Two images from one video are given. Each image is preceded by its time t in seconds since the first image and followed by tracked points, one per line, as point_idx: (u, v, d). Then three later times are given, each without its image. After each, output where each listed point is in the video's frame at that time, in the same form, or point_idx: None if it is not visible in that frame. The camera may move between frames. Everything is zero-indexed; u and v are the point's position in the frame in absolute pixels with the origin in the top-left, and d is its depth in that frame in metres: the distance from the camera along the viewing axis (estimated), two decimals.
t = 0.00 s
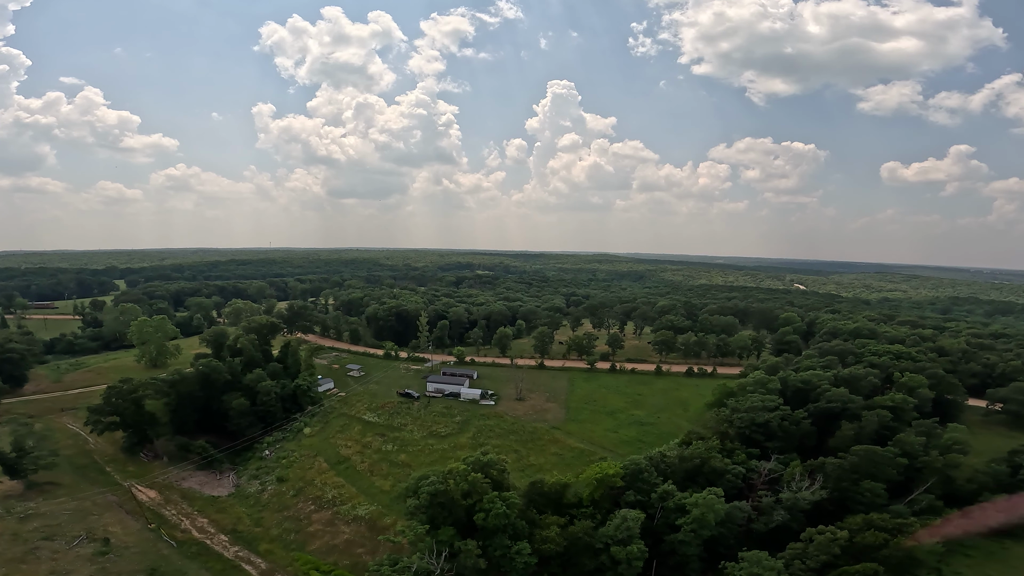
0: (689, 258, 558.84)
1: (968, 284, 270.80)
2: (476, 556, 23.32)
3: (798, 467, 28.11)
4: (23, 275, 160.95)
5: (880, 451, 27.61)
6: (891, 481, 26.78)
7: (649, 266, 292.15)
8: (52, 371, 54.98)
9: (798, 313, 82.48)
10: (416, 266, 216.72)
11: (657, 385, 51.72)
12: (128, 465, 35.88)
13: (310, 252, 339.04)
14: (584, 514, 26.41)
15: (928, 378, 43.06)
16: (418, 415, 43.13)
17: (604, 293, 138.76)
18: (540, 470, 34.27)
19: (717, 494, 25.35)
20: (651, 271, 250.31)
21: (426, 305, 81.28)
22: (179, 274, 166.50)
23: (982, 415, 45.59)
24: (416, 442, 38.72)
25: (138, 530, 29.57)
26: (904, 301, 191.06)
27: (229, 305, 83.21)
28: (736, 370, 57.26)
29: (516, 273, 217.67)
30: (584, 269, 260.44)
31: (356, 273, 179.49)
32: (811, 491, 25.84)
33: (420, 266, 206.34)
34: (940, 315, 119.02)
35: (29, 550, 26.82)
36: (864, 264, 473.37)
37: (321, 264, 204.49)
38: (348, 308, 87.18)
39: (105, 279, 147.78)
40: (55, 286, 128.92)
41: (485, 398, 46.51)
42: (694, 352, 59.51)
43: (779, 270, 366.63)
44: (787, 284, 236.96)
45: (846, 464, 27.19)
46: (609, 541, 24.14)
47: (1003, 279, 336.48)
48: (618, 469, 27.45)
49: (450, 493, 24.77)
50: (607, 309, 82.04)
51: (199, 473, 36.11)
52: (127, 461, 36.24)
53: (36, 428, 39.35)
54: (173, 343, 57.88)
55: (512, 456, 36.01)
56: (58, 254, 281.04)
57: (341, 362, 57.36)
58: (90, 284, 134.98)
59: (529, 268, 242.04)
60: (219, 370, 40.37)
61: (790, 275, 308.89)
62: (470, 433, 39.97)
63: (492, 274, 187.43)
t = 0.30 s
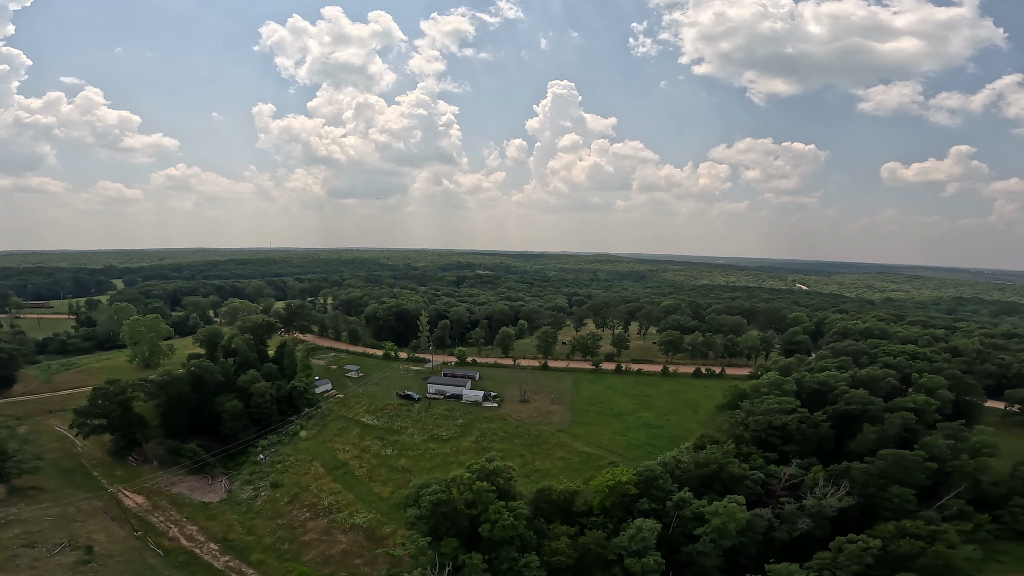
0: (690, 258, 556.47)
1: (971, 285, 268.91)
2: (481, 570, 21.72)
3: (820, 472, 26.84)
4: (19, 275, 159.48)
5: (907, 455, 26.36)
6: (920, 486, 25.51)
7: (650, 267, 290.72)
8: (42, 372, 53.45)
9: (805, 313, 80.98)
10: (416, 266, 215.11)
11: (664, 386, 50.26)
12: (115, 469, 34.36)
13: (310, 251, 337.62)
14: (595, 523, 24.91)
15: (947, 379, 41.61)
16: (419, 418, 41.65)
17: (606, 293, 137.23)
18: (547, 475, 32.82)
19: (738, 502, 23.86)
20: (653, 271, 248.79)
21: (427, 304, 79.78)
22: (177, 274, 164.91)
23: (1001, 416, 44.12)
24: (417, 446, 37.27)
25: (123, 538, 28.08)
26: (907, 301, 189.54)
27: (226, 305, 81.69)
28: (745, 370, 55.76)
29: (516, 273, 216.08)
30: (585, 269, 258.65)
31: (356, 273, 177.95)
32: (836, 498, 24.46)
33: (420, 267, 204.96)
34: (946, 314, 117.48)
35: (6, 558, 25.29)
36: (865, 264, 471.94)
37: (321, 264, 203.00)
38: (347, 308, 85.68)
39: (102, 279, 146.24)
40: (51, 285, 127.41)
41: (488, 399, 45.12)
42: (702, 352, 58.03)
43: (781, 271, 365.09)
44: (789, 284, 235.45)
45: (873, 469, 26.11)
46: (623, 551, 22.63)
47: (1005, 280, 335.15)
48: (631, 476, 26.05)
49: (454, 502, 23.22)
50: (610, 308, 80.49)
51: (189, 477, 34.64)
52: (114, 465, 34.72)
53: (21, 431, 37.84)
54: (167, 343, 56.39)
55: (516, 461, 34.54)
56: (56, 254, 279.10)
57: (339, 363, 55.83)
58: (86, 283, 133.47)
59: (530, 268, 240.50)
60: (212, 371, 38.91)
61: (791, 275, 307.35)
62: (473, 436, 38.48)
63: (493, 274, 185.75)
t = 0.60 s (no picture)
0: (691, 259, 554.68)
1: (973, 285, 267.32)
2: None
3: (846, 478, 25.45)
4: (16, 274, 157.90)
5: (939, 459, 24.95)
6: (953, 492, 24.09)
7: (652, 266, 289.19)
8: (32, 372, 51.94)
9: (813, 313, 79.50)
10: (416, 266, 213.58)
11: (672, 387, 48.78)
12: (101, 474, 32.85)
13: (309, 251, 335.80)
14: (607, 534, 23.44)
15: (966, 379, 40.16)
16: (420, 420, 40.15)
17: (609, 292, 135.64)
18: (555, 482, 31.29)
19: (760, 511, 22.37)
20: (654, 271, 247.32)
21: (427, 304, 78.25)
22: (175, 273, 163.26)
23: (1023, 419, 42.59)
24: (417, 450, 35.79)
25: (108, 546, 26.57)
26: (911, 301, 187.82)
27: (223, 304, 80.19)
28: (754, 371, 54.20)
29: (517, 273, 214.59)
30: (586, 269, 257.04)
31: (355, 272, 176.72)
32: (865, 505, 23.02)
33: (420, 266, 203.35)
34: (953, 314, 115.88)
35: None
36: (867, 264, 470.37)
37: (321, 263, 201.49)
38: (346, 307, 84.22)
39: (99, 277, 144.59)
40: (47, 284, 125.89)
41: (491, 401, 43.68)
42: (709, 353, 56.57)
43: (782, 271, 363.46)
44: (791, 284, 233.80)
45: (903, 474, 24.83)
46: (639, 564, 21.09)
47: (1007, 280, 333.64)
48: (645, 483, 24.56)
49: (458, 513, 21.76)
50: (614, 308, 79.03)
51: (180, 482, 33.15)
52: (101, 469, 33.20)
53: (5, 434, 36.32)
54: (160, 342, 54.91)
55: (522, 466, 33.02)
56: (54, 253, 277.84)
57: (338, 363, 54.37)
58: (83, 282, 131.83)
59: (531, 268, 238.93)
60: (203, 373, 37.46)
61: (793, 275, 305.88)
62: (476, 440, 36.96)
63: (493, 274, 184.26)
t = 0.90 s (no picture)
0: (692, 258, 552.61)
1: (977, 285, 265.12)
2: None
3: (874, 483, 24.02)
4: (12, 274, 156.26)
5: (973, 462, 23.53)
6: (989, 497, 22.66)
7: (653, 266, 287.54)
8: (22, 372, 50.45)
9: (821, 312, 77.96)
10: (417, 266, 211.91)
11: (681, 388, 47.31)
12: (87, 479, 31.33)
13: (309, 251, 334.37)
14: (622, 545, 21.95)
15: (988, 380, 38.64)
16: (421, 423, 38.66)
17: (612, 292, 133.99)
18: (562, 488, 29.82)
19: (787, 519, 20.88)
20: (656, 271, 245.63)
21: (428, 303, 76.77)
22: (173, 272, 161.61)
23: None
24: (418, 455, 34.30)
25: (91, 555, 25.07)
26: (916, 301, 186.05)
27: (220, 303, 78.68)
28: (764, 371, 52.68)
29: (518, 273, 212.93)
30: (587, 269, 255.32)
31: (355, 271, 175.01)
32: (898, 512, 21.58)
33: (421, 266, 201.69)
34: (961, 313, 114.11)
35: None
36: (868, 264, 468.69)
37: (320, 263, 199.85)
38: (345, 307, 82.70)
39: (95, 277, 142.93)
40: (44, 283, 124.36)
41: (495, 403, 42.25)
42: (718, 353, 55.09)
43: (784, 271, 361.68)
44: (794, 283, 232.15)
45: (936, 478, 23.32)
46: None
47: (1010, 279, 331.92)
48: (662, 491, 23.08)
49: (463, 525, 20.36)
50: (618, 307, 77.53)
51: (170, 488, 31.66)
52: (86, 475, 31.69)
53: None
54: (154, 342, 53.44)
55: (529, 472, 31.53)
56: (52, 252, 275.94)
57: (336, 364, 52.91)
58: (79, 282, 130.22)
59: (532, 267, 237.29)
60: (195, 375, 36.02)
61: (795, 275, 304.17)
62: (480, 444, 35.45)
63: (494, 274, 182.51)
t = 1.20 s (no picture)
0: (694, 258, 550.82)
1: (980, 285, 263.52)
2: None
3: (906, 488, 22.57)
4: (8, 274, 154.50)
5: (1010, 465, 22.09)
6: None
7: (655, 266, 285.73)
8: (10, 373, 48.93)
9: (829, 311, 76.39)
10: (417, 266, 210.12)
11: (690, 389, 45.76)
12: (71, 485, 29.77)
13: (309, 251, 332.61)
14: (639, 557, 20.43)
15: (1011, 380, 37.12)
16: (422, 427, 37.13)
17: (614, 291, 132.37)
18: (571, 495, 28.36)
19: (818, 528, 19.36)
20: (658, 271, 243.86)
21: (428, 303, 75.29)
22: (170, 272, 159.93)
23: None
24: (419, 459, 32.79)
25: (72, 565, 23.55)
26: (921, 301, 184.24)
27: (216, 302, 77.12)
28: (775, 372, 51.13)
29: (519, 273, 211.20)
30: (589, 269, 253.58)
31: (355, 271, 173.26)
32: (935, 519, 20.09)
33: (421, 266, 200.02)
34: (970, 313, 112.30)
35: None
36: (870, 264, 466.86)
37: (319, 262, 198.01)
38: (345, 306, 81.08)
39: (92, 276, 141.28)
40: (39, 283, 122.71)
41: (499, 405, 40.77)
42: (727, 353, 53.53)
43: (786, 270, 359.86)
44: (796, 283, 230.29)
45: (972, 482, 21.84)
46: None
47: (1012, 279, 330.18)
48: (682, 500, 21.62)
49: (469, 539, 18.94)
50: (623, 306, 75.95)
51: (159, 494, 30.14)
52: (70, 480, 30.14)
53: None
54: (147, 342, 51.92)
55: (535, 478, 30.05)
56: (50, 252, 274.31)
57: (334, 365, 51.41)
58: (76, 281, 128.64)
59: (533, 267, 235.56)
60: (185, 376, 34.56)
61: (798, 274, 302.36)
62: (483, 448, 33.95)
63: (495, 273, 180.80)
